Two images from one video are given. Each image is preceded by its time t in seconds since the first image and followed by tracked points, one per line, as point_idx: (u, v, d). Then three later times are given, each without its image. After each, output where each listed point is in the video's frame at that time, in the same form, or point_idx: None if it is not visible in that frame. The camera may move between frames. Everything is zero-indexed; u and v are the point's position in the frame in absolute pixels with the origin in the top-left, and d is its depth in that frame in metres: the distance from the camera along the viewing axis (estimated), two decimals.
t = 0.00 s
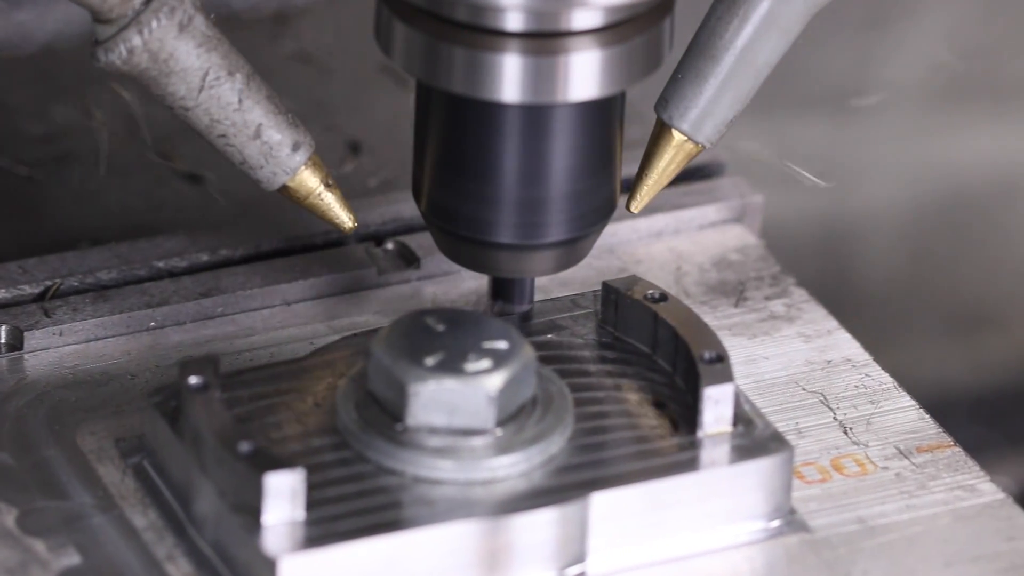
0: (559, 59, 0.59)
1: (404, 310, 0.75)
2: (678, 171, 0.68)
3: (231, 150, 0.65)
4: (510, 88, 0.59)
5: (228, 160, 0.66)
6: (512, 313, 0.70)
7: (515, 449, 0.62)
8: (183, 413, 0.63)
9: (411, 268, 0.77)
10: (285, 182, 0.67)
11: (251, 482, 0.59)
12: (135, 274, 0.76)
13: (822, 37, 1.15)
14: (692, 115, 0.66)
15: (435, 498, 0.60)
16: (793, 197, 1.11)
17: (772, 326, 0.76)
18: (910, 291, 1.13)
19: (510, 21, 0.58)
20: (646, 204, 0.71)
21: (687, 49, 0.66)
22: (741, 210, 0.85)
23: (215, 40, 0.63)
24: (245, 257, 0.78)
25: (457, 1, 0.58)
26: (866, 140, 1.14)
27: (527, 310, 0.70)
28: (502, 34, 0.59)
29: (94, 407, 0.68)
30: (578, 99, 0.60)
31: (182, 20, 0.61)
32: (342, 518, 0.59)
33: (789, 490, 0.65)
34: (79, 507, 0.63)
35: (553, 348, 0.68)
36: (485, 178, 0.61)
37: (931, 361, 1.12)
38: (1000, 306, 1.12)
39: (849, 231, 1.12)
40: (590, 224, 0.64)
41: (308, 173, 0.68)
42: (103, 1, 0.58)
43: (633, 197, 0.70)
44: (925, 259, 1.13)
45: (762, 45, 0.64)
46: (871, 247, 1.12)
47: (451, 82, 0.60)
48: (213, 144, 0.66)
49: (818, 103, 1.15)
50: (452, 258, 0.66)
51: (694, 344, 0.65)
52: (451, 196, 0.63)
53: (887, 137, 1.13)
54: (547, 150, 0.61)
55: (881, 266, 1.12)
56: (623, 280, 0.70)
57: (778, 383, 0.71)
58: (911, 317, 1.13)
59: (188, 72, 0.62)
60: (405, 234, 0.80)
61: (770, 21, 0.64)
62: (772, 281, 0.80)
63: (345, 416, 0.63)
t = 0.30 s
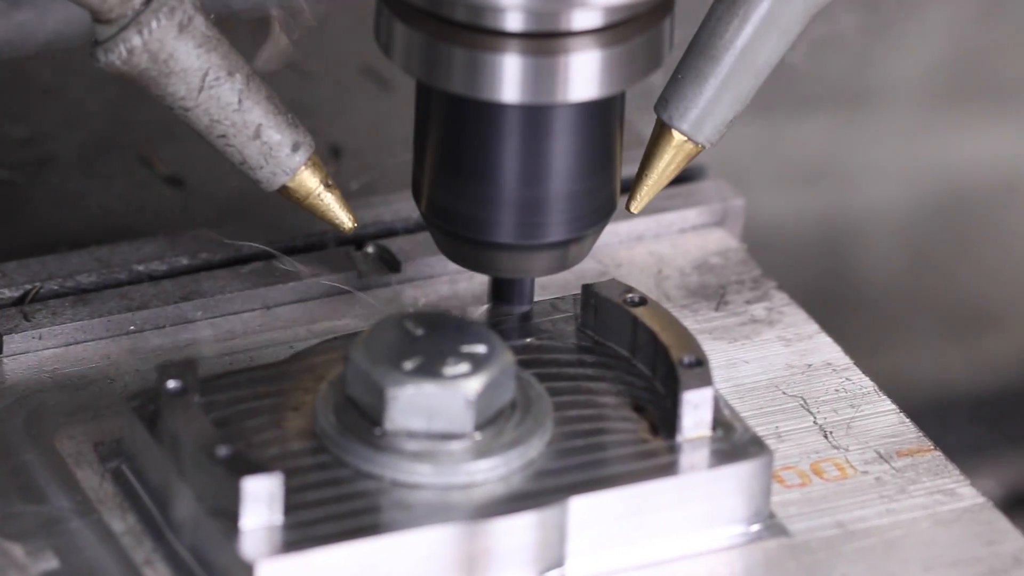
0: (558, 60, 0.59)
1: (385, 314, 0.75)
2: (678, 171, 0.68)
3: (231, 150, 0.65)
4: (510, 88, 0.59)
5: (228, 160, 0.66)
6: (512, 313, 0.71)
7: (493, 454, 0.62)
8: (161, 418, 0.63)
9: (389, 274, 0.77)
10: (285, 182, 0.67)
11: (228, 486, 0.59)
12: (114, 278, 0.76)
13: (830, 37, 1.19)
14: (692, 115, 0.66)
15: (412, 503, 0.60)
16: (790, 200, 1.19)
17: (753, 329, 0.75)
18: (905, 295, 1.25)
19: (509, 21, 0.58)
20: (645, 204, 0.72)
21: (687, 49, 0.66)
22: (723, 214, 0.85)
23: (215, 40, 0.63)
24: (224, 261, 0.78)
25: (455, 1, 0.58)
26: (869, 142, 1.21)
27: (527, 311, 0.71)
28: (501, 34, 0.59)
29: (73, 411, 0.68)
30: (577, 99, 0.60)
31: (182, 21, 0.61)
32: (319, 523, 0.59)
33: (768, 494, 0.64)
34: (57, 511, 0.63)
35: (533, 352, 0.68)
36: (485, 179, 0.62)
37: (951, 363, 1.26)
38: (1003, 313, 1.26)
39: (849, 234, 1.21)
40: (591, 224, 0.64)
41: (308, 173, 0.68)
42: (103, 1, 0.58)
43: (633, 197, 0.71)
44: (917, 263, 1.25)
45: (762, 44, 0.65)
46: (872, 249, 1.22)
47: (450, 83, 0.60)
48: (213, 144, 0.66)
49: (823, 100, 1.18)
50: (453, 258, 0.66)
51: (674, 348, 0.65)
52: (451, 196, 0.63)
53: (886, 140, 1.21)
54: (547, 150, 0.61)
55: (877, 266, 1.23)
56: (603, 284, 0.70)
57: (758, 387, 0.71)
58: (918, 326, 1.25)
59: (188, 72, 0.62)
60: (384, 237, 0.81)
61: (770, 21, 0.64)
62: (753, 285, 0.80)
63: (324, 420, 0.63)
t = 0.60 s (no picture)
0: (559, 60, 0.59)
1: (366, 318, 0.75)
2: (679, 171, 0.68)
3: (231, 150, 0.65)
4: (510, 88, 0.59)
5: (228, 160, 0.66)
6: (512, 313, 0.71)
7: (472, 458, 0.62)
8: (139, 422, 0.63)
9: (371, 278, 0.78)
10: (285, 183, 0.67)
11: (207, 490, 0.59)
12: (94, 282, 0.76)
13: (821, 36, 1.21)
14: (692, 115, 0.66)
15: (391, 507, 0.60)
16: (790, 199, 1.24)
17: (734, 333, 0.75)
18: (906, 295, 1.31)
19: (511, 21, 0.58)
20: (647, 204, 0.71)
21: (687, 49, 0.66)
22: (704, 217, 0.85)
23: (215, 40, 0.63)
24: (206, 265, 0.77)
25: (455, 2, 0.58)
26: (868, 143, 1.25)
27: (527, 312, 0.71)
28: (502, 34, 0.59)
29: (52, 416, 0.67)
30: (578, 99, 0.60)
31: (182, 21, 0.61)
32: (298, 527, 0.59)
33: (748, 498, 0.64)
34: (34, 515, 0.63)
35: (512, 356, 0.68)
36: (486, 178, 0.62)
37: (947, 363, 1.33)
38: (996, 313, 1.34)
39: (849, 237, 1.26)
40: (592, 224, 0.65)
41: (308, 173, 0.68)
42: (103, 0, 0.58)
43: (632, 198, 0.71)
44: (918, 265, 1.30)
45: (764, 45, 0.65)
46: (869, 251, 1.27)
47: (450, 83, 0.60)
48: (213, 143, 0.66)
49: (818, 103, 1.23)
50: (453, 258, 0.66)
51: (654, 353, 0.65)
52: (451, 196, 0.63)
53: (885, 142, 1.26)
54: (547, 150, 0.62)
55: (878, 267, 1.29)
56: (583, 287, 0.70)
57: (738, 392, 0.71)
58: (916, 324, 1.32)
59: (188, 72, 0.62)
60: (368, 241, 0.81)
61: (770, 22, 0.64)
62: (734, 288, 0.80)
63: (302, 424, 0.63)
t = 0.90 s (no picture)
0: (559, 60, 0.59)
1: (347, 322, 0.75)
2: (679, 171, 0.68)
3: (231, 150, 0.65)
4: (510, 88, 0.59)
5: (228, 160, 0.66)
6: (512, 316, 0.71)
7: (451, 462, 0.61)
8: (119, 426, 0.63)
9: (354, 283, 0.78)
10: (285, 183, 0.67)
11: (186, 494, 0.59)
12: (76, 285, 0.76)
13: (818, 39, 1.24)
14: (692, 115, 0.66)
15: (369, 511, 0.60)
16: (789, 200, 1.25)
17: (716, 337, 0.75)
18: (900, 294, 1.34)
19: (510, 21, 0.58)
20: (645, 204, 0.72)
21: (687, 49, 0.66)
22: (685, 220, 0.85)
23: (215, 40, 0.63)
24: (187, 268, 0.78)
25: (455, 2, 0.58)
26: (868, 143, 1.27)
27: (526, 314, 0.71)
28: (502, 34, 0.59)
29: (31, 420, 0.67)
30: (577, 99, 0.60)
31: (183, 21, 0.61)
32: (277, 530, 0.59)
33: (728, 502, 0.64)
34: (12, 520, 0.63)
35: (492, 360, 0.68)
36: (487, 179, 0.62)
37: (944, 362, 1.37)
38: (997, 311, 1.37)
39: (848, 233, 1.28)
40: (593, 224, 0.65)
41: (308, 173, 0.68)
42: (103, 1, 0.58)
43: (633, 197, 0.71)
44: (913, 263, 1.33)
45: (764, 45, 0.65)
46: (865, 249, 1.30)
47: (450, 83, 0.60)
48: (212, 144, 0.66)
49: (819, 103, 1.24)
50: (452, 259, 0.66)
51: (634, 357, 0.65)
52: (451, 196, 0.63)
53: (884, 144, 1.28)
54: (547, 150, 0.62)
55: (876, 267, 1.32)
56: (563, 291, 0.70)
57: (719, 395, 0.71)
58: (916, 328, 1.35)
59: (188, 72, 0.62)
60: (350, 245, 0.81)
61: (770, 21, 0.64)
62: (715, 292, 0.80)
63: (281, 428, 0.63)
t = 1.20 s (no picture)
0: (558, 59, 0.60)
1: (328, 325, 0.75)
2: (678, 171, 0.69)
3: (231, 150, 0.65)
4: (511, 88, 0.60)
5: (228, 160, 0.66)
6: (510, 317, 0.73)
7: (430, 466, 0.61)
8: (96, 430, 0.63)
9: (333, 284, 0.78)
10: (285, 182, 0.68)
11: (164, 498, 0.58)
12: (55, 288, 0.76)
13: (818, 43, 1.33)
14: (692, 115, 0.67)
15: (348, 515, 0.60)
16: (793, 200, 1.33)
17: (696, 340, 0.76)
18: (896, 297, 1.41)
19: (509, 21, 0.59)
20: (646, 205, 0.72)
21: (687, 49, 0.66)
22: (666, 224, 0.85)
23: (215, 40, 0.63)
24: (166, 272, 0.78)
25: (456, 2, 0.58)
26: (869, 143, 1.36)
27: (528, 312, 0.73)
28: (502, 34, 0.59)
29: (10, 424, 0.67)
30: (578, 99, 0.61)
31: (183, 20, 0.61)
32: (254, 535, 0.59)
33: (707, 506, 0.64)
34: None
35: (473, 364, 0.68)
36: (487, 179, 0.63)
37: (943, 363, 1.43)
38: (996, 312, 1.43)
39: (850, 233, 1.36)
40: (592, 224, 0.66)
41: (308, 173, 0.68)
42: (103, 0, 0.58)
43: (633, 196, 0.72)
44: (911, 268, 1.40)
45: (763, 45, 0.65)
46: (867, 248, 1.36)
47: (451, 85, 0.61)
48: (212, 143, 0.66)
49: (820, 105, 1.33)
50: (452, 258, 0.68)
51: (613, 360, 0.65)
52: (451, 197, 0.64)
53: (877, 146, 1.36)
54: (547, 151, 0.63)
55: (876, 267, 1.38)
56: (544, 295, 0.70)
57: (699, 400, 0.71)
58: (917, 326, 1.41)
59: (188, 72, 0.62)
60: (327, 247, 0.81)
61: (770, 22, 0.65)
62: (696, 296, 0.80)
63: (260, 432, 0.63)
